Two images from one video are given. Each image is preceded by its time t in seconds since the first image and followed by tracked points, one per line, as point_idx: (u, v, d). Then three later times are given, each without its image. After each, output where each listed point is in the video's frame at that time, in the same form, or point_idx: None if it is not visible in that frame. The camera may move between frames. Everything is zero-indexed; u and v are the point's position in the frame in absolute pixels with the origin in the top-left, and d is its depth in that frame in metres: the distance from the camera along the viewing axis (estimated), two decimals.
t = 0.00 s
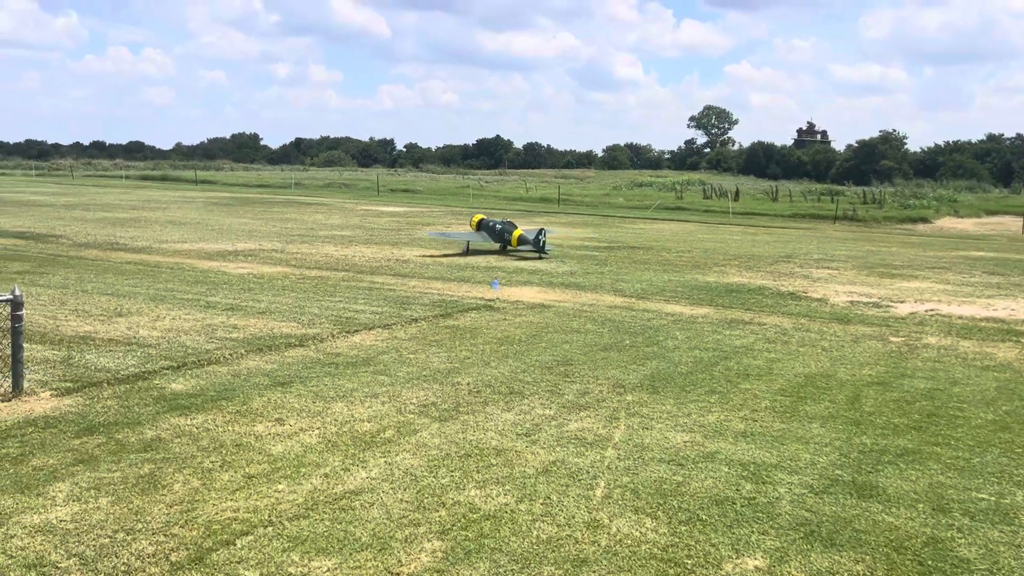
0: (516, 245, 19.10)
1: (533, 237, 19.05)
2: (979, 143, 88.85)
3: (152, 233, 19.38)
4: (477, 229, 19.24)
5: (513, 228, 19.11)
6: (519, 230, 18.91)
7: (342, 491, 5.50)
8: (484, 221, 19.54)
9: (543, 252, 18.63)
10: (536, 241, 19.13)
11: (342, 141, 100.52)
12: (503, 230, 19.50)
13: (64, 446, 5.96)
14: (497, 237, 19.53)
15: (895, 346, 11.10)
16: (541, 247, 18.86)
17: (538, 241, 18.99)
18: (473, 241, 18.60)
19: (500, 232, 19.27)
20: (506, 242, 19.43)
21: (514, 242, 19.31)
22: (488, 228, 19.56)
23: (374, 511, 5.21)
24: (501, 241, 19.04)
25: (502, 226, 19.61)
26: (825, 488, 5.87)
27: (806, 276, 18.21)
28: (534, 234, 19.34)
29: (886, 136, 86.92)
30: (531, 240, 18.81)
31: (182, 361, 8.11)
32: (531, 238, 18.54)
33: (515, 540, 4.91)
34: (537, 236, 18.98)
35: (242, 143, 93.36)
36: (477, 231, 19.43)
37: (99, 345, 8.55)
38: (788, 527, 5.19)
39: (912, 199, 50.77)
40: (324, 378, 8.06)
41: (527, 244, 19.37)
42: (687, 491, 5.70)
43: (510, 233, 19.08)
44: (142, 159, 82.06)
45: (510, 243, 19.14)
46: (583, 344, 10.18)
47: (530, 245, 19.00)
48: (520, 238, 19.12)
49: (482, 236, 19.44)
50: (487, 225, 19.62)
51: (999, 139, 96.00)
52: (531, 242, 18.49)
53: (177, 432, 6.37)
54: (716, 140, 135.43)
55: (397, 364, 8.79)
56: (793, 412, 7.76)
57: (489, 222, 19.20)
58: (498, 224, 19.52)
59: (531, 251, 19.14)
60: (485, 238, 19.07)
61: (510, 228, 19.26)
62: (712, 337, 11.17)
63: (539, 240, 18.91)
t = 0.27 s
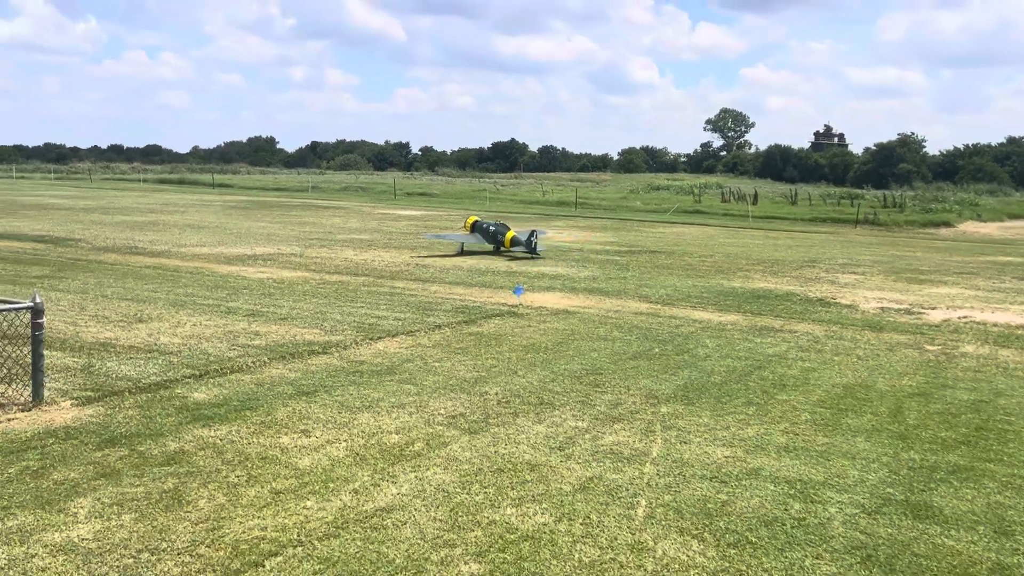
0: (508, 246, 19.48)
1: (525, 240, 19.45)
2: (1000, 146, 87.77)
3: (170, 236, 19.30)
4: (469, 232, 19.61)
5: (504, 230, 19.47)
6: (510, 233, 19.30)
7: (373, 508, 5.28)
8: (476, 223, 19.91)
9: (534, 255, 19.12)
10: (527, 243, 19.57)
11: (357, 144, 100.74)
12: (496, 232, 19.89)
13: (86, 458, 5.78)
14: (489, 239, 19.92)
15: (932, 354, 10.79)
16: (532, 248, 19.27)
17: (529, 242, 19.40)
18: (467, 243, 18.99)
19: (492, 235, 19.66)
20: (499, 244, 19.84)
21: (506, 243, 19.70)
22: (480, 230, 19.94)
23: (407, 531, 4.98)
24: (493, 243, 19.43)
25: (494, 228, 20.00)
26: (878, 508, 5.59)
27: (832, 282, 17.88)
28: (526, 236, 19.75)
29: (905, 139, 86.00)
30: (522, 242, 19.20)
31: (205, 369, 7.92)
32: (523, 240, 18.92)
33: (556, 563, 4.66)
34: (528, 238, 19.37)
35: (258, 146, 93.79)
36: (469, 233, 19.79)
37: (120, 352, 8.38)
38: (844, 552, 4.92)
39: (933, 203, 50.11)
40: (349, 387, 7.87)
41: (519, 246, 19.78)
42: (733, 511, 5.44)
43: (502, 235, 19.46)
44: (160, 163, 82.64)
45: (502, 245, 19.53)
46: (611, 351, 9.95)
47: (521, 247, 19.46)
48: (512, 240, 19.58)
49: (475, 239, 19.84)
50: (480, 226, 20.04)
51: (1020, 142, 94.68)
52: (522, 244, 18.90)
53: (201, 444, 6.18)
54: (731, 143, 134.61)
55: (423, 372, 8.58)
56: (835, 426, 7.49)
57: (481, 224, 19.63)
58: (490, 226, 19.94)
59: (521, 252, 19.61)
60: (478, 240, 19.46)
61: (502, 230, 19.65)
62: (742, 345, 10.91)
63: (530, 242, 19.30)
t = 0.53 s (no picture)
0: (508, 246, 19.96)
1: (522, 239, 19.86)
2: None
3: (200, 240, 19.25)
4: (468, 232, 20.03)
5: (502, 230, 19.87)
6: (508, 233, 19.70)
7: (432, 527, 5.02)
8: (475, 223, 20.31)
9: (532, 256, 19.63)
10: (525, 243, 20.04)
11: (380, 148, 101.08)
12: (494, 232, 20.33)
13: (131, 471, 5.57)
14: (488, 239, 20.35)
15: (992, 361, 10.35)
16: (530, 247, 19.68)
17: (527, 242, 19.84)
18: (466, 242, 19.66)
19: (491, 235, 20.08)
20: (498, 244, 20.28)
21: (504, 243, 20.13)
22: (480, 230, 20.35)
23: (470, 553, 4.71)
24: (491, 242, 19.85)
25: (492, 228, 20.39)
26: (967, 531, 5.23)
27: (873, 286, 17.41)
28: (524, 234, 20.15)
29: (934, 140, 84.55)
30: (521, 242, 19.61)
31: (246, 377, 7.73)
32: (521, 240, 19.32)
33: None
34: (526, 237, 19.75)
35: (282, 150, 94.45)
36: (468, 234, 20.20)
37: (159, 359, 8.21)
38: None
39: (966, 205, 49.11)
40: (394, 396, 7.63)
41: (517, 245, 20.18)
42: (812, 534, 5.11)
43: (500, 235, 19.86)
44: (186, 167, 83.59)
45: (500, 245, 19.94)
46: (657, 359, 9.64)
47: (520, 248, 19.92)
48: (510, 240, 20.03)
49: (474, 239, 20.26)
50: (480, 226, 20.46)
51: None
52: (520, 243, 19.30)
53: (247, 456, 5.96)
54: (755, 146, 133.40)
55: (467, 380, 8.32)
56: (904, 439, 7.13)
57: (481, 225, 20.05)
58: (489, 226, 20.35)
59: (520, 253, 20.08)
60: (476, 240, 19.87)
61: (501, 230, 20.07)
62: (791, 351, 10.55)
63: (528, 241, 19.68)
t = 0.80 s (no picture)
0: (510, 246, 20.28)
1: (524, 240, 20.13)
2: None
3: (227, 244, 19.22)
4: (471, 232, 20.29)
5: (504, 231, 20.14)
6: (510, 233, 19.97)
7: (490, 544, 4.81)
8: (477, 224, 20.58)
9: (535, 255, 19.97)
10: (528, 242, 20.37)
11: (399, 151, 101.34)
12: (497, 233, 20.61)
13: (176, 483, 5.40)
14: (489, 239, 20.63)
15: None
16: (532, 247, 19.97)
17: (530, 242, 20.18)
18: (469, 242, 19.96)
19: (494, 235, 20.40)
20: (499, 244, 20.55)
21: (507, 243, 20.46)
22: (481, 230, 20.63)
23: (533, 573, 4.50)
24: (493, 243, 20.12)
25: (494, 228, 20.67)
26: None
27: (911, 289, 17.02)
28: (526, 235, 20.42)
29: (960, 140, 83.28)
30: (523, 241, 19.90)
31: (285, 385, 7.57)
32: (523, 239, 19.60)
33: None
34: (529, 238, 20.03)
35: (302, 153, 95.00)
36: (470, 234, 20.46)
37: (196, 365, 8.07)
38: None
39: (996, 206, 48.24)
40: (436, 404, 7.44)
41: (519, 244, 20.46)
42: (889, 555, 4.85)
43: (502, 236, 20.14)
44: (208, 171, 84.31)
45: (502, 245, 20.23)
46: (701, 366, 9.39)
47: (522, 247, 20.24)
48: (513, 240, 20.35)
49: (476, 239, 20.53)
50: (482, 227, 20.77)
51: None
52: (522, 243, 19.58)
53: (293, 468, 5.79)
54: (776, 147, 132.30)
55: (509, 387, 8.11)
56: (970, 451, 6.83)
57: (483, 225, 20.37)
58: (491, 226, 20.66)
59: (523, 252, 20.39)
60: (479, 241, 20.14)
61: (502, 231, 20.36)
62: (837, 358, 10.26)
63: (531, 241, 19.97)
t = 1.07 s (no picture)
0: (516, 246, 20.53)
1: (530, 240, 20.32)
2: None
3: (261, 248, 19.18)
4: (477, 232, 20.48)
5: (511, 231, 20.36)
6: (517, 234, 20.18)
7: (561, 566, 4.54)
8: (483, 224, 20.78)
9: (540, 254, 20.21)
10: (534, 243, 20.66)
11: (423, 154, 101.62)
12: (503, 233, 20.82)
13: (229, 497, 5.20)
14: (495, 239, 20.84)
15: None
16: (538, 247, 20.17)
17: (536, 241, 20.44)
18: (476, 242, 20.21)
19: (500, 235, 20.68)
20: (505, 244, 20.75)
21: (513, 243, 20.72)
22: (487, 231, 20.84)
23: None
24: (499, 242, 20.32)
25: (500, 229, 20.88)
26: None
27: (961, 292, 16.47)
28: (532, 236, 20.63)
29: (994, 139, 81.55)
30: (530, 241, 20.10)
31: (332, 393, 7.37)
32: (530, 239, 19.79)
33: None
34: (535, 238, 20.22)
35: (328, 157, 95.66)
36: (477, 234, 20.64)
37: (240, 372, 7.89)
38: None
39: None
40: (488, 413, 7.19)
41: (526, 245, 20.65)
42: None
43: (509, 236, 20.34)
44: (236, 175, 85.17)
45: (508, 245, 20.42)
46: (755, 374, 9.04)
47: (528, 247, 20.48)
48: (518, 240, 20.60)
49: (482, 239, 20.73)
50: (488, 228, 21.06)
51: None
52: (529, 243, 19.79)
53: (348, 481, 5.56)
54: (802, 147, 130.69)
55: (560, 395, 7.84)
56: None
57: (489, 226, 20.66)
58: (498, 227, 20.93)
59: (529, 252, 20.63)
60: (485, 241, 20.33)
61: (509, 231, 20.57)
62: (896, 366, 9.85)
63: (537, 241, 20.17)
